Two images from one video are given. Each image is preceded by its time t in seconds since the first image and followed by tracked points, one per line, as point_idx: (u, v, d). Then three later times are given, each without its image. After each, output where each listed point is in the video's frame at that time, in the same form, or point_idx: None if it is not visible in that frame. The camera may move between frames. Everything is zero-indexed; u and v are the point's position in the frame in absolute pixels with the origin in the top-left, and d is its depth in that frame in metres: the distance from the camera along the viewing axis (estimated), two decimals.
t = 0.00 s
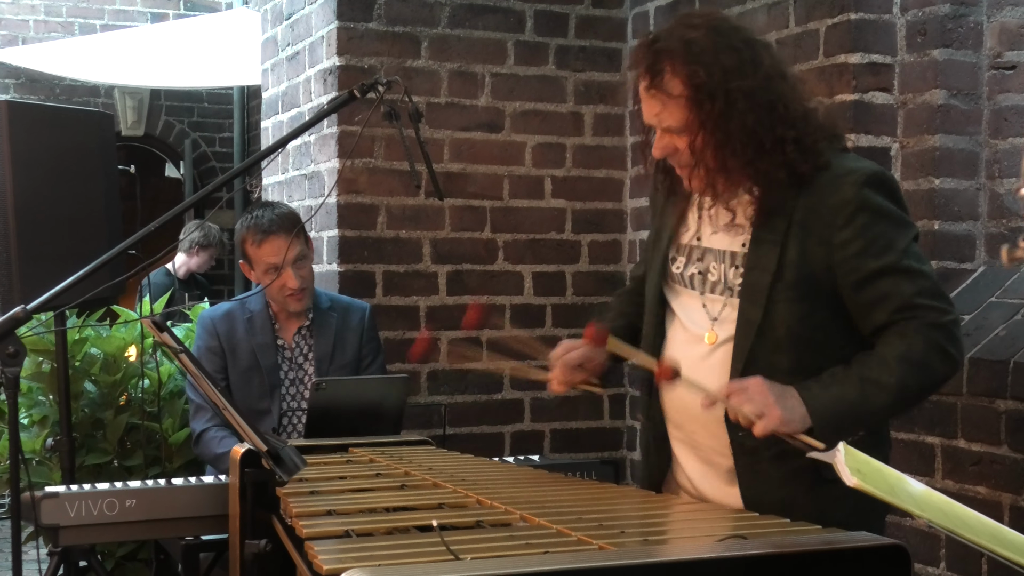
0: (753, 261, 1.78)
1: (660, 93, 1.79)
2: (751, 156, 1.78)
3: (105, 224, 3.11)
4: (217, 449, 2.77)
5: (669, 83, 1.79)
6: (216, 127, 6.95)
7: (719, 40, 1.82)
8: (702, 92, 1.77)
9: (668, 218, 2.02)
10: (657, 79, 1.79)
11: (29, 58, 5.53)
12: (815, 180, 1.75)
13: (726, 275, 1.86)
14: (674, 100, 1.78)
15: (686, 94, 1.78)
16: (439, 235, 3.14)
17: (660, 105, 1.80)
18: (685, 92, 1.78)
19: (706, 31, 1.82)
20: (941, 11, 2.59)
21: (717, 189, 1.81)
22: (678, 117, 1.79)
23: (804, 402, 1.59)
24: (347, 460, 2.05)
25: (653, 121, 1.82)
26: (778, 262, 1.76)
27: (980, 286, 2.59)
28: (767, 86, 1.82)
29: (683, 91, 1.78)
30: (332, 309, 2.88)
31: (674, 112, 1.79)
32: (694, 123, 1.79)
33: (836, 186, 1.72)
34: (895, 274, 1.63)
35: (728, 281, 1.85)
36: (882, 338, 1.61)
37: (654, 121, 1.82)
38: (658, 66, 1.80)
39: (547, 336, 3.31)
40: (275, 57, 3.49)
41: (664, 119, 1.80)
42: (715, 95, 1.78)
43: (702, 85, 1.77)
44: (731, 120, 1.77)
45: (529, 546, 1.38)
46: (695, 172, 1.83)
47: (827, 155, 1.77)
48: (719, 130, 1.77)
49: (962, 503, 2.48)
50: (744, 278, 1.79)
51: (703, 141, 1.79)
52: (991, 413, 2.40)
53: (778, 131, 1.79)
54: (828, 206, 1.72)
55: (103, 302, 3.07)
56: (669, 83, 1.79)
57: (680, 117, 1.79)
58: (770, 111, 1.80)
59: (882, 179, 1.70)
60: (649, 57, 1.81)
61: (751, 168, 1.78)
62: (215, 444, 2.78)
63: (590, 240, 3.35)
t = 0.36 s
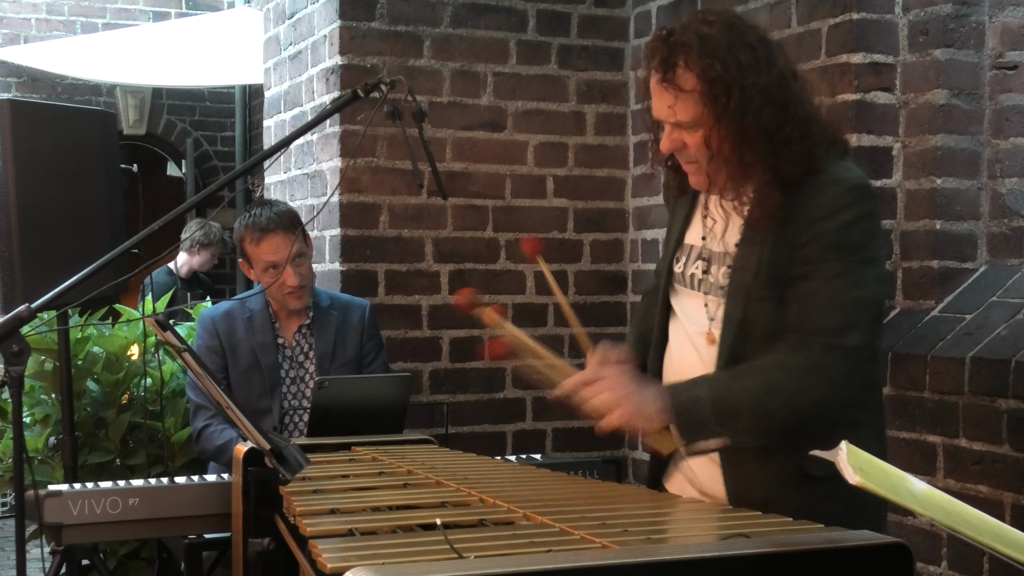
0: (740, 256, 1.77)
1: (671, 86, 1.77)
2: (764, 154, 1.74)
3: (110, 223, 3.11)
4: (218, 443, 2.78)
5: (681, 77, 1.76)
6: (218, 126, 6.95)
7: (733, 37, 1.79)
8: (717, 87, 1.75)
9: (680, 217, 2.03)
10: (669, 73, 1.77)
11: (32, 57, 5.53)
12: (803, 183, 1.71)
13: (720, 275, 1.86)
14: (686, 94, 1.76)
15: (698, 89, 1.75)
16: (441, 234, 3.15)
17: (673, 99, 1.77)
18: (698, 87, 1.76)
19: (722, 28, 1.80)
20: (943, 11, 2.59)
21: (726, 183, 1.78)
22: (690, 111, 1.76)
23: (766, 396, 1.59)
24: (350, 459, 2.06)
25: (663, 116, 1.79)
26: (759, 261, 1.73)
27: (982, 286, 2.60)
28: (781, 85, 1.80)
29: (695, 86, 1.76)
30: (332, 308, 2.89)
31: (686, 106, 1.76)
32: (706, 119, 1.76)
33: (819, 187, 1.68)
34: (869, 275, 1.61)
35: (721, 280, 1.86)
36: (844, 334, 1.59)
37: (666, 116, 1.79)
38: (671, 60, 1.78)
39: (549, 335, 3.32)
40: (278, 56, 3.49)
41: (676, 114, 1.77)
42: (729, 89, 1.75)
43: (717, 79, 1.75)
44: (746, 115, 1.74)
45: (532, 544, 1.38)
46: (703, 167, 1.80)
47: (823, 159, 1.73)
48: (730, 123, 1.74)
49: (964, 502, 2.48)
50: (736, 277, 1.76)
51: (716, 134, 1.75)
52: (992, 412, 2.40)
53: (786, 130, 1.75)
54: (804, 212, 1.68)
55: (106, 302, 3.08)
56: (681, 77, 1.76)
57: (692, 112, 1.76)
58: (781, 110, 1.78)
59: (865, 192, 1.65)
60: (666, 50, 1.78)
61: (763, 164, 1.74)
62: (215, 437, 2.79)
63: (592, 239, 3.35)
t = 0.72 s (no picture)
0: (734, 258, 1.79)
1: (603, 116, 1.82)
2: (699, 156, 1.78)
3: (111, 221, 3.11)
4: (220, 439, 2.78)
5: (610, 106, 1.81)
6: (219, 125, 6.96)
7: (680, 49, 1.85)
8: (641, 103, 1.79)
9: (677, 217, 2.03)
10: (598, 106, 1.83)
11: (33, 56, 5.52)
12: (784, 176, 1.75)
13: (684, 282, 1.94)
14: (618, 120, 1.80)
15: (626, 112, 1.80)
16: (443, 233, 3.16)
17: (607, 128, 1.82)
18: (626, 110, 1.80)
19: (636, 49, 1.84)
20: (944, 12, 2.60)
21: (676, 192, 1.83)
22: (626, 135, 1.80)
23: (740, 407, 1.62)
24: (353, 458, 2.07)
25: (606, 147, 1.84)
26: (720, 260, 1.81)
27: (983, 285, 2.61)
28: (708, 84, 1.84)
29: (622, 110, 1.80)
30: (336, 306, 2.90)
31: (620, 131, 1.80)
32: (644, 138, 1.79)
33: (768, 185, 1.74)
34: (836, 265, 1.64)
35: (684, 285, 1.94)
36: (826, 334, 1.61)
37: (606, 145, 1.84)
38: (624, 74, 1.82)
39: (550, 335, 3.33)
40: (279, 55, 3.50)
41: (614, 142, 1.82)
42: (653, 104, 1.79)
43: (641, 96, 1.79)
44: (675, 125, 1.79)
45: (535, 543, 1.39)
46: (655, 185, 1.84)
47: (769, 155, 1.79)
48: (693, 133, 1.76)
49: (965, 502, 2.49)
50: (705, 277, 1.82)
51: (653, 151, 1.80)
52: (993, 411, 2.41)
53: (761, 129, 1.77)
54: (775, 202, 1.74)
55: (108, 300, 3.08)
56: (610, 105, 1.81)
57: (628, 135, 1.80)
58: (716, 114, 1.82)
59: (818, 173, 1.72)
60: (611, 72, 1.83)
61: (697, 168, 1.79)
62: (217, 433, 2.79)
63: (594, 239, 3.36)
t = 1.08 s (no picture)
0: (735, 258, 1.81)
1: (580, 109, 1.83)
2: (669, 150, 1.82)
3: (114, 222, 3.12)
4: (224, 436, 2.78)
5: (587, 96, 1.83)
6: (219, 126, 6.96)
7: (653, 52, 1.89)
8: (618, 95, 1.82)
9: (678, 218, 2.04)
10: (576, 97, 1.84)
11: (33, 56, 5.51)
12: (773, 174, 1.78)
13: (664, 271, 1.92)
14: (595, 112, 1.82)
15: (603, 105, 1.82)
16: (444, 234, 3.16)
17: (584, 120, 1.84)
18: (603, 102, 1.82)
19: (613, 48, 1.87)
20: (945, 13, 2.61)
21: (647, 187, 1.86)
22: (603, 127, 1.83)
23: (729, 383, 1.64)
24: (355, 459, 2.07)
25: (582, 142, 1.86)
26: (713, 248, 1.83)
27: (983, 286, 2.62)
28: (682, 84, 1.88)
29: (600, 103, 1.82)
30: (342, 307, 2.90)
31: (597, 125, 1.83)
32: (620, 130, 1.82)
33: (757, 171, 1.80)
34: (807, 249, 1.71)
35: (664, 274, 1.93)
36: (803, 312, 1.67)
37: (583, 139, 1.85)
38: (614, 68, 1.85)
39: (551, 335, 3.33)
40: (281, 56, 3.51)
41: (591, 135, 1.83)
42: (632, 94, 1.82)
43: (617, 89, 1.82)
44: (649, 118, 1.82)
45: (539, 544, 1.39)
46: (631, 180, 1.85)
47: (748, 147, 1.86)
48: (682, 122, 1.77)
49: (965, 502, 2.50)
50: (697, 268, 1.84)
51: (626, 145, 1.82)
52: (994, 412, 2.41)
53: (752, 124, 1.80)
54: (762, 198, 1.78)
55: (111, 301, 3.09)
56: (587, 97, 1.83)
57: (605, 128, 1.83)
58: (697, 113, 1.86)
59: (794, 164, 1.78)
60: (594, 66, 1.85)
61: (668, 160, 1.83)
62: (222, 430, 2.80)
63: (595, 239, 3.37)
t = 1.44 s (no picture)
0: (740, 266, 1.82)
1: (597, 101, 1.88)
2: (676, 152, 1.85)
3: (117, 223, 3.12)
4: (222, 431, 2.79)
5: (605, 90, 1.87)
6: (220, 126, 6.97)
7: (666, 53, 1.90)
8: (633, 95, 1.85)
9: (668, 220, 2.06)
10: (596, 90, 1.88)
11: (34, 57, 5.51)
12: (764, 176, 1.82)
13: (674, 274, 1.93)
14: (611, 106, 1.87)
15: (620, 100, 1.86)
16: (447, 234, 3.17)
17: (603, 112, 1.88)
18: (620, 97, 1.86)
19: (620, 47, 1.90)
20: (946, 13, 2.61)
21: (654, 186, 1.89)
22: (616, 121, 1.87)
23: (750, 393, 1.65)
24: (361, 459, 2.08)
25: (601, 132, 1.90)
26: (721, 258, 1.85)
27: (985, 286, 2.62)
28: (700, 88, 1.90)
29: (617, 97, 1.86)
30: (348, 306, 2.91)
31: (611, 116, 1.88)
32: (632, 125, 1.86)
33: (768, 180, 1.81)
34: (829, 258, 1.70)
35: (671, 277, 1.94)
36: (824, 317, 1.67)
37: (599, 130, 1.90)
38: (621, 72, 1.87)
39: (554, 335, 3.34)
40: (283, 57, 3.51)
41: (606, 126, 1.88)
42: (632, 99, 1.86)
43: (634, 88, 1.86)
44: (660, 120, 1.85)
45: (546, 542, 1.40)
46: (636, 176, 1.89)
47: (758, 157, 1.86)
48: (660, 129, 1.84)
49: (968, 501, 2.50)
50: (704, 273, 1.85)
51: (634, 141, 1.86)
52: (996, 412, 2.42)
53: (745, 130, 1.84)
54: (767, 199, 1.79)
55: (115, 302, 3.09)
56: (605, 90, 1.88)
57: (619, 121, 1.87)
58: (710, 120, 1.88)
59: (811, 172, 1.79)
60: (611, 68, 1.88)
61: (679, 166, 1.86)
62: (220, 424, 2.81)
63: (597, 239, 3.37)
